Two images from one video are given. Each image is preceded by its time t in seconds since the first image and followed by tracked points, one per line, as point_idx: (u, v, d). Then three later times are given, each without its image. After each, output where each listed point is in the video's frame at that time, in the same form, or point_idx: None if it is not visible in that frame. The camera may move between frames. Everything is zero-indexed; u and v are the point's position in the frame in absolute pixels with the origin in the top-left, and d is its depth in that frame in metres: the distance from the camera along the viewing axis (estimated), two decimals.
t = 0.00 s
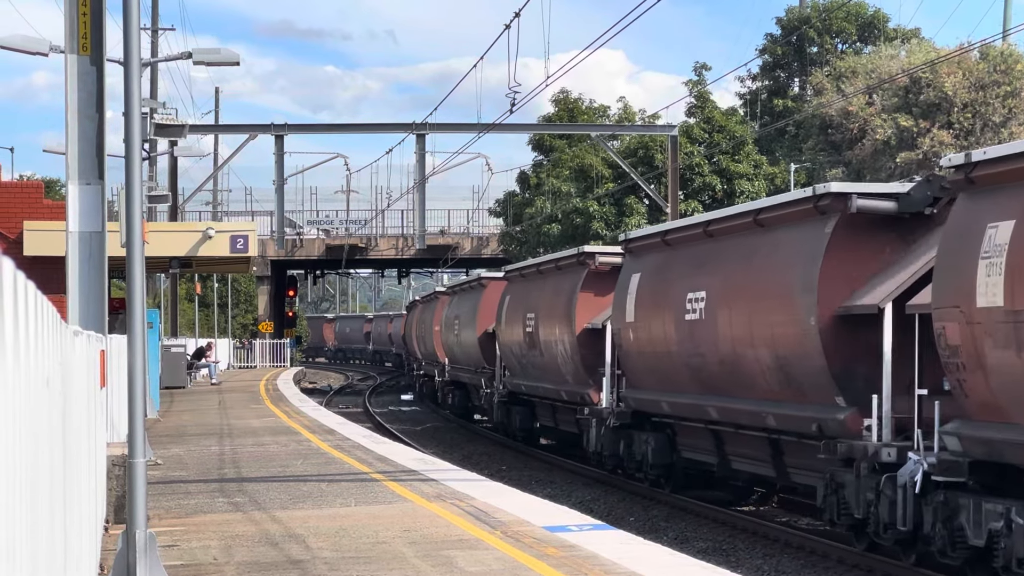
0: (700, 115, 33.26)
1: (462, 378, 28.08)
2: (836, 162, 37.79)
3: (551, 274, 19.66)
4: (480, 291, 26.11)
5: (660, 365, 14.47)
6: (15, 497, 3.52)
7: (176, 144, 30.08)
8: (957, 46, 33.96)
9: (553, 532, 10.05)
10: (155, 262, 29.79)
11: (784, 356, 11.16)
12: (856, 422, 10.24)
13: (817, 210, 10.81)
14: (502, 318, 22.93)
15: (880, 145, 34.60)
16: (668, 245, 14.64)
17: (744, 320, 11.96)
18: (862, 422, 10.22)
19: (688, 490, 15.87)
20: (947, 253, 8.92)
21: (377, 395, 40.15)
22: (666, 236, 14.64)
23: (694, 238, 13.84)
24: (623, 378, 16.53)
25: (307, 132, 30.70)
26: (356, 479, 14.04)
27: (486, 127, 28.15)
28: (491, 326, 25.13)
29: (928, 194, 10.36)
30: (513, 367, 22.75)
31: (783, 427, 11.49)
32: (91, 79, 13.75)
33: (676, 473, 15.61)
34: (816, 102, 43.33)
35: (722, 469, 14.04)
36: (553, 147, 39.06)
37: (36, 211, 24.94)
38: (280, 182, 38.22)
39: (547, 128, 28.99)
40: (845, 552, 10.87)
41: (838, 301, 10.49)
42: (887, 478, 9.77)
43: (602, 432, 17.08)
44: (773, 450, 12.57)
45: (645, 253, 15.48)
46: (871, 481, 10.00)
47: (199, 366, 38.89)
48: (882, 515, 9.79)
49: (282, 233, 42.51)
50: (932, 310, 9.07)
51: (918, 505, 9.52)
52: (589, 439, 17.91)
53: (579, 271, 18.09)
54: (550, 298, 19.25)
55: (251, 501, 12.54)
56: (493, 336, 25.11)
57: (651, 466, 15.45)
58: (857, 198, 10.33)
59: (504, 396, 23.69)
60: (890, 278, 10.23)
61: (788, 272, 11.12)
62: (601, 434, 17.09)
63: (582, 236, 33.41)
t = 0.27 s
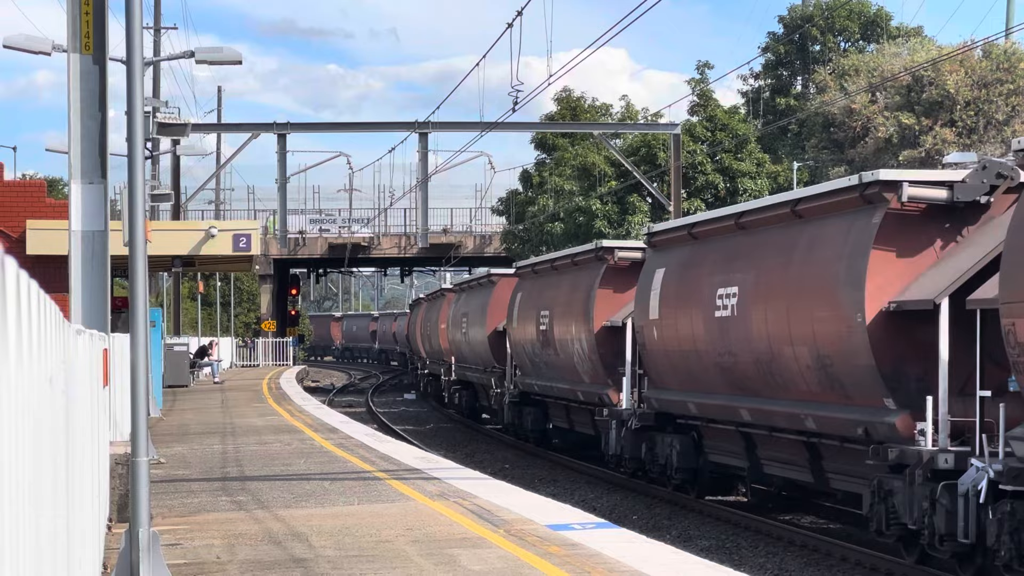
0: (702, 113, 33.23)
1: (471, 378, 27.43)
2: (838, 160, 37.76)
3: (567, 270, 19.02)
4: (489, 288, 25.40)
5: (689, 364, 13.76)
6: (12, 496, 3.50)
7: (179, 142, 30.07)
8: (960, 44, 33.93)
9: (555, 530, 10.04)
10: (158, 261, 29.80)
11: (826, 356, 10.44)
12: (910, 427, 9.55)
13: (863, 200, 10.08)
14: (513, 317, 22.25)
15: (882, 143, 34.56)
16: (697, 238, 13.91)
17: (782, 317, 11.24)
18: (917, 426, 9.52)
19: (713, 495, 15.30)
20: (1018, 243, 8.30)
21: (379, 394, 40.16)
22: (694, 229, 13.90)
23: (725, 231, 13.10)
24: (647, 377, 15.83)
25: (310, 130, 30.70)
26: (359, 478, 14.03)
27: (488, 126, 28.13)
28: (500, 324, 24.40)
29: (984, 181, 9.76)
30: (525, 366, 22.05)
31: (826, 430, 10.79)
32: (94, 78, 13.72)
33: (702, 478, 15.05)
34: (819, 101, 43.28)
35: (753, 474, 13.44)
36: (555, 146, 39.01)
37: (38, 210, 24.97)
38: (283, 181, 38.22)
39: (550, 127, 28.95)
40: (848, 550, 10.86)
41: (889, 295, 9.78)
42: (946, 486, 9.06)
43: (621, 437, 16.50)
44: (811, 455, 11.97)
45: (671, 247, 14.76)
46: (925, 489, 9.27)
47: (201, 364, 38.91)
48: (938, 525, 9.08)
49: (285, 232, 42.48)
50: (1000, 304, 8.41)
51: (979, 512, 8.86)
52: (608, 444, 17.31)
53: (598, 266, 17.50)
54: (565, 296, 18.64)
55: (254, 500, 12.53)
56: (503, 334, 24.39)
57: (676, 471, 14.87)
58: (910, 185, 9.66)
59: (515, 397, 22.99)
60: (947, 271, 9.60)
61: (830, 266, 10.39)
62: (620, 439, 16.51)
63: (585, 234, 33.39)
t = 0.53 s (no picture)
0: (704, 110, 33.20)
1: (479, 376, 26.66)
2: (840, 157, 37.70)
3: (586, 265, 18.35)
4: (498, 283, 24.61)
5: (717, 363, 13.04)
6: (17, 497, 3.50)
7: (180, 140, 30.05)
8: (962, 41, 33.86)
9: (557, 528, 10.03)
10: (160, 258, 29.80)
11: (876, 354, 9.72)
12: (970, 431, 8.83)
13: (917, 186, 9.38)
14: (526, 313, 21.52)
15: (884, 139, 34.50)
16: (726, 231, 13.20)
17: (823, 312, 10.52)
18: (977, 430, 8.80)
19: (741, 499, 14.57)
20: None
21: (381, 391, 40.17)
22: (723, 221, 13.19)
23: (758, 223, 12.39)
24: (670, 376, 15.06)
25: (312, 128, 30.69)
26: (361, 475, 14.02)
27: (490, 123, 28.10)
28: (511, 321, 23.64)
29: None
30: (537, 364, 21.34)
31: (873, 433, 10.08)
32: (95, 75, 13.70)
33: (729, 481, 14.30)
34: (821, 97, 43.22)
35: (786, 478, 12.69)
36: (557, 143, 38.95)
37: (40, 208, 24.97)
38: (285, 178, 38.19)
39: (552, 124, 28.90)
40: (850, 547, 10.85)
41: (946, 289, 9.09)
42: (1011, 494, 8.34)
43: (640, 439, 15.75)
44: (850, 458, 11.19)
45: (696, 241, 14.05)
46: (988, 497, 8.54)
47: (203, 362, 38.92)
48: (1003, 537, 8.39)
49: (287, 229, 42.47)
50: None
51: None
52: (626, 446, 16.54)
53: (619, 261, 16.83)
54: (582, 291, 17.99)
55: (256, 497, 12.53)
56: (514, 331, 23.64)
57: (702, 474, 14.12)
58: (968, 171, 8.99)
59: (527, 395, 22.17)
60: (1011, 264, 8.92)
61: (880, 257, 9.70)
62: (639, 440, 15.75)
63: (587, 231, 33.36)
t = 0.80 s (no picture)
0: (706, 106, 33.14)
1: (487, 374, 25.87)
2: (842, 152, 37.64)
3: (603, 258, 17.57)
4: (507, 278, 23.83)
5: (751, 360, 12.44)
6: (19, 493, 3.48)
7: (182, 136, 30.03)
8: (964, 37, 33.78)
9: (559, 524, 10.02)
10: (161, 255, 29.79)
11: (930, 351, 9.13)
12: None
13: (975, 170, 8.78)
14: (537, 308, 20.73)
15: (886, 135, 34.42)
16: (759, 221, 12.58)
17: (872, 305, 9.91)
18: None
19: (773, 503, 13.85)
20: None
21: (383, 388, 40.16)
22: (755, 211, 12.57)
23: (794, 213, 11.77)
24: (697, 373, 14.41)
25: (313, 124, 30.64)
26: (363, 472, 14.02)
27: (491, 119, 28.07)
28: (521, 316, 22.86)
29: None
30: (549, 361, 20.57)
31: (926, 434, 9.49)
32: (97, 72, 13.69)
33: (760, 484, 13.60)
34: (823, 93, 43.12)
35: (824, 482, 12.00)
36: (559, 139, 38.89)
37: (41, 204, 24.96)
38: (287, 174, 38.16)
39: (553, 120, 28.86)
40: (852, 543, 10.84)
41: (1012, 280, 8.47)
42: None
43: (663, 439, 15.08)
44: (897, 461, 10.53)
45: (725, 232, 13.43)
46: None
47: (205, 358, 38.91)
48: None
49: (288, 226, 42.45)
50: None
51: None
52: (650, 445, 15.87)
53: (638, 253, 16.05)
54: (599, 284, 17.23)
55: (258, 494, 12.52)
56: (524, 327, 22.86)
57: (731, 477, 13.46)
58: None
59: (539, 394, 21.38)
60: None
61: (934, 246, 9.09)
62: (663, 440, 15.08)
63: (589, 227, 33.32)
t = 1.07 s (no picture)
0: (706, 102, 33.14)
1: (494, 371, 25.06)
2: (843, 148, 37.65)
3: (619, 249, 16.67)
4: (516, 272, 22.94)
5: (783, 357, 11.62)
6: (20, 488, 3.49)
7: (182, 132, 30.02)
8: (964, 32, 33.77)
9: (559, 519, 10.04)
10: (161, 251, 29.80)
11: (991, 348, 8.33)
12: None
13: None
14: (548, 302, 19.82)
15: (887, 131, 34.39)
16: (791, 208, 11.71)
17: (922, 298, 9.08)
18: None
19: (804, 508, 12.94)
20: None
21: (383, 383, 40.18)
22: (787, 197, 11.70)
23: (831, 198, 10.90)
24: (724, 370, 13.53)
25: (313, 120, 30.62)
26: (363, 467, 14.04)
27: (491, 114, 28.06)
28: (530, 311, 22.00)
29: None
30: (560, 357, 19.69)
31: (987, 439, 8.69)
32: (97, 67, 13.67)
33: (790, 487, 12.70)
34: (823, 89, 43.15)
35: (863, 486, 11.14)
36: (559, 134, 38.84)
37: (41, 200, 24.96)
38: (287, 170, 38.16)
39: (554, 115, 28.84)
40: (852, 538, 10.85)
41: None
42: None
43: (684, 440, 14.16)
44: (950, 463, 9.70)
45: (754, 220, 12.55)
46: None
47: (205, 354, 38.93)
48: None
49: (289, 221, 42.45)
50: None
51: None
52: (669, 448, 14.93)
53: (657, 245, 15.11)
54: (616, 277, 16.31)
55: (258, 489, 12.53)
56: (533, 322, 22.01)
57: (760, 480, 12.55)
58: None
59: (550, 391, 20.49)
60: None
61: (994, 234, 8.26)
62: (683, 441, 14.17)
63: (589, 223, 33.32)
